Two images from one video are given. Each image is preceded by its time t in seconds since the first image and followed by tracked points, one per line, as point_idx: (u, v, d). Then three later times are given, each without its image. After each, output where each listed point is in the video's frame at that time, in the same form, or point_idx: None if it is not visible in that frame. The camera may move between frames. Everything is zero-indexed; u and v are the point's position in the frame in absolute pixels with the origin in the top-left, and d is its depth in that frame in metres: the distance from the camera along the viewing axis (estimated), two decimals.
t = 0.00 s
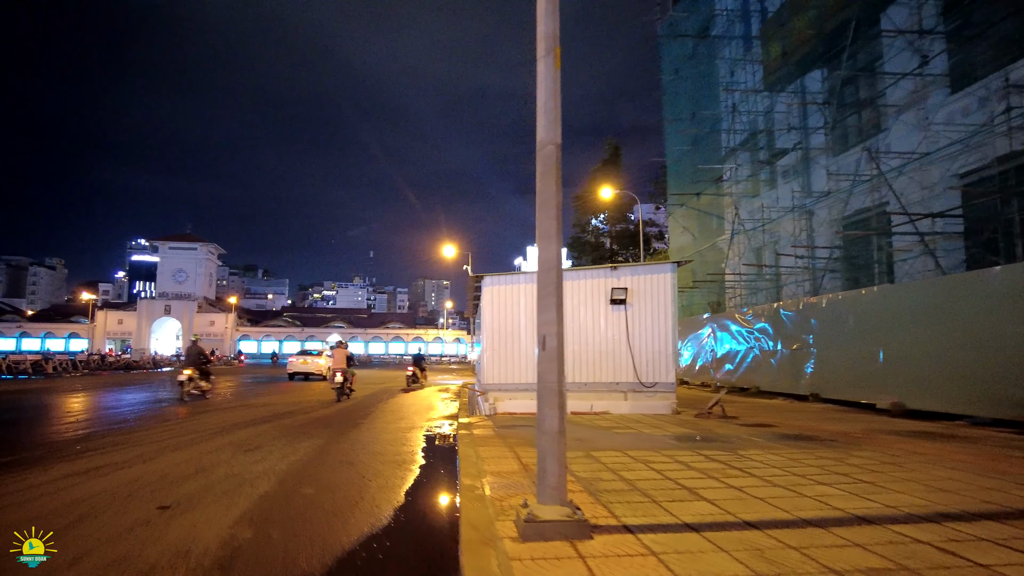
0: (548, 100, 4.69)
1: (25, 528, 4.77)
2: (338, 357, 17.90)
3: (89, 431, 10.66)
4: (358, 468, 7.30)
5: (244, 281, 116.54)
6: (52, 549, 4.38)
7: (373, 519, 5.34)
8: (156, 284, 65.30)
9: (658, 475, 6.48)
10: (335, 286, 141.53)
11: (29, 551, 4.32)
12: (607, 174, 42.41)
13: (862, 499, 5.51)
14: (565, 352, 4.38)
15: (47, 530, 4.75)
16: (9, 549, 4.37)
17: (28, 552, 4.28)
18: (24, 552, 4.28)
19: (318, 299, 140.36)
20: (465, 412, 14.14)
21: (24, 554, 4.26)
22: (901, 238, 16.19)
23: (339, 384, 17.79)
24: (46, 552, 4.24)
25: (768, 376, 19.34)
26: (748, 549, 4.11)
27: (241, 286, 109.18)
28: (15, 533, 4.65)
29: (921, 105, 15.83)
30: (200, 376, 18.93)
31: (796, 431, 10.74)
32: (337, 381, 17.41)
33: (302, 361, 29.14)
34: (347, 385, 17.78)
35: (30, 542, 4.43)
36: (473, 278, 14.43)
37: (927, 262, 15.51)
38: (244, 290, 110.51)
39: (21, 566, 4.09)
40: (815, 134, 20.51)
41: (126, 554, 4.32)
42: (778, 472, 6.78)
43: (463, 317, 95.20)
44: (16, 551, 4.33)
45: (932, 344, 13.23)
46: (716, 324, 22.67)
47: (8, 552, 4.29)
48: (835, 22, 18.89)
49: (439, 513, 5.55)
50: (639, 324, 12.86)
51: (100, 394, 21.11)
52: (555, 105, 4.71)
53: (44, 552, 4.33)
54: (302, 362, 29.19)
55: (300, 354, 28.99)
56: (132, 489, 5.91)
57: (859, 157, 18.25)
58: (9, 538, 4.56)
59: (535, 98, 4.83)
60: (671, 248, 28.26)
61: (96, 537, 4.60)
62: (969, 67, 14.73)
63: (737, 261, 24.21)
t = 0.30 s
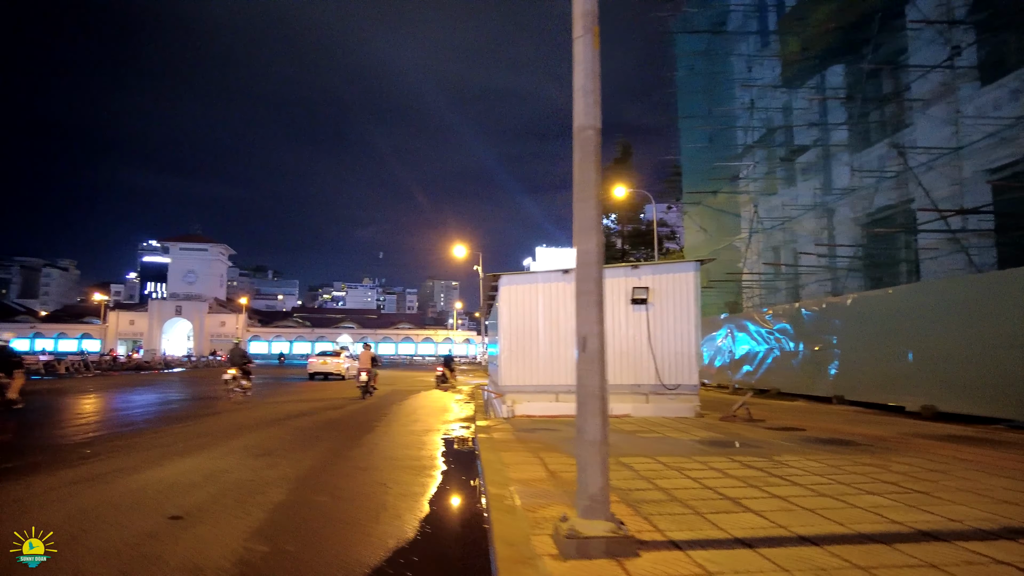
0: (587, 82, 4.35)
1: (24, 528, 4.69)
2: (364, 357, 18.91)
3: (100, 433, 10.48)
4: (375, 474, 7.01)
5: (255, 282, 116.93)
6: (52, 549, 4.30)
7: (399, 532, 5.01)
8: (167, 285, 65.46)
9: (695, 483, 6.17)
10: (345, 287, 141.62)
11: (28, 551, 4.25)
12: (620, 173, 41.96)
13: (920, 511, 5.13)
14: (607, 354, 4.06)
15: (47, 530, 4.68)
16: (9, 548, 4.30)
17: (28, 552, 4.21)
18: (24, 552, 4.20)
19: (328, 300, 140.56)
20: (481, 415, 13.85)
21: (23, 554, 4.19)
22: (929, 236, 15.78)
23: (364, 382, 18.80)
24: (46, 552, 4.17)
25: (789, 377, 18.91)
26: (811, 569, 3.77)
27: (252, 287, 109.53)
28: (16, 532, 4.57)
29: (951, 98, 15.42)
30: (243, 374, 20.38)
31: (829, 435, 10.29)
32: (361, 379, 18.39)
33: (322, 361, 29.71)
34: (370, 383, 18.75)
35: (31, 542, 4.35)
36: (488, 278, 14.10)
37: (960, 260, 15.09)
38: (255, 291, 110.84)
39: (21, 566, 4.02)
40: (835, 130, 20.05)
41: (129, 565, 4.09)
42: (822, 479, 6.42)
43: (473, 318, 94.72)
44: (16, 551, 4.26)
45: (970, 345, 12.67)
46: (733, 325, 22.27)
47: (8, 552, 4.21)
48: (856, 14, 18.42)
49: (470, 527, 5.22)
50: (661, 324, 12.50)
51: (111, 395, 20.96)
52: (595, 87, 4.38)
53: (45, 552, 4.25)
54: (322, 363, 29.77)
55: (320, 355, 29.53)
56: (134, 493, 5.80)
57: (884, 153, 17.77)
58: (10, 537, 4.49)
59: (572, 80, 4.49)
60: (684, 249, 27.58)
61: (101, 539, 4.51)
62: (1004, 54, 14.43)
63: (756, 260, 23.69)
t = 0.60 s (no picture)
0: (638, 67, 4.05)
1: (24, 530, 4.69)
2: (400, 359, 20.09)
3: (130, 434, 10.49)
4: (408, 480, 6.83)
5: (281, 283, 118.29)
6: (51, 549, 4.30)
7: (437, 543, 4.77)
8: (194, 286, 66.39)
9: (746, 493, 5.88)
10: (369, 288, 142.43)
11: (28, 551, 4.25)
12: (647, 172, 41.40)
13: (996, 526, 4.73)
14: (660, 356, 3.79)
15: (46, 531, 4.66)
16: (9, 549, 4.31)
17: (28, 552, 4.21)
18: (24, 552, 4.20)
19: (352, 301, 141.63)
20: (510, 417, 13.65)
21: (23, 554, 4.19)
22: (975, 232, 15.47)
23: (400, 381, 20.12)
24: (45, 552, 4.16)
25: (823, 379, 18.34)
26: None
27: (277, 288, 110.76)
28: (16, 534, 4.59)
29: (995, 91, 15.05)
30: (294, 373, 22.04)
31: (876, 440, 9.83)
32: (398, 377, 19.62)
33: (356, 361, 30.67)
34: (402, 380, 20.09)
35: (31, 542, 4.36)
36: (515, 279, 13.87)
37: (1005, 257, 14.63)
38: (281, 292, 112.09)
39: (20, 566, 4.01)
40: (870, 125, 19.43)
41: None
42: (880, 489, 6.06)
43: (496, 318, 94.52)
44: (17, 551, 4.27)
45: (1005, 346, 12.40)
46: (765, 326, 21.73)
47: (8, 552, 4.22)
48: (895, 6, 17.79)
49: (511, 537, 4.97)
50: (695, 325, 12.12)
51: (141, 395, 21.16)
52: (646, 72, 4.09)
53: (44, 552, 4.25)
54: (356, 362, 30.74)
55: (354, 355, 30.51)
56: (142, 495, 5.79)
57: (923, 147, 17.17)
58: (11, 540, 4.48)
59: (622, 65, 4.20)
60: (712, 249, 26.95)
61: (99, 541, 4.49)
62: None
63: (788, 259, 23.16)
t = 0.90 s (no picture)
0: (681, 52, 3.85)
1: (24, 530, 4.76)
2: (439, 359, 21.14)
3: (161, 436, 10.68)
4: (440, 484, 6.69)
5: (314, 286, 120.06)
6: (51, 549, 4.36)
7: (470, 552, 4.60)
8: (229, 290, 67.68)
9: (793, 501, 5.59)
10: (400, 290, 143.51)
11: (28, 551, 4.31)
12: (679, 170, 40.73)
13: None
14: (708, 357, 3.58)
15: (47, 532, 4.72)
16: (10, 549, 4.38)
17: (28, 552, 4.27)
18: (24, 552, 4.27)
19: (383, 303, 142.92)
20: (542, 419, 13.45)
21: (23, 554, 4.25)
22: None
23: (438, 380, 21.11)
24: (44, 552, 4.21)
25: (864, 381, 17.72)
26: None
27: (310, 291, 112.44)
28: (16, 534, 4.66)
29: None
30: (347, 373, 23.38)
31: (926, 445, 9.37)
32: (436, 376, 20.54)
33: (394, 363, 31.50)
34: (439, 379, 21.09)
35: (31, 542, 4.42)
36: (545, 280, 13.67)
37: None
38: (314, 295, 113.74)
39: (20, 566, 4.07)
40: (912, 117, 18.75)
41: None
42: (937, 497, 5.71)
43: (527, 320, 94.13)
44: (16, 551, 4.34)
45: None
46: (802, 327, 21.09)
47: (8, 552, 4.29)
48: None
49: (547, 545, 4.78)
50: (733, 325, 11.77)
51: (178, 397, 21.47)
52: (689, 57, 3.89)
53: (44, 552, 4.31)
54: (394, 364, 31.55)
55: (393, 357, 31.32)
56: (154, 496, 5.85)
57: (971, 139, 16.65)
58: (11, 540, 4.54)
59: (662, 52, 4.01)
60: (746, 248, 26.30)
61: (99, 541, 4.54)
62: None
63: (825, 257, 22.42)
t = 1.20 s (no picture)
0: (713, 34, 3.67)
1: (26, 530, 4.83)
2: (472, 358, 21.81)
3: (187, 437, 10.85)
4: (466, 487, 6.58)
5: (341, 288, 121.37)
6: (52, 549, 4.41)
7: (496, 558, 4.45)
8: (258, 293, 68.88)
9: (834, 506, 5.34)
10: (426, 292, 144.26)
11: (29, 551, 4.37)
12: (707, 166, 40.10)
13: None
14: (747, 355, 3.37)
15: (48, 532, 4.78)
16: (10, 549, 4.43)
17: (28, 552, 4.32)
18: (24, 552, 4.32)
19: (409, 305, 143.82)
20: (568, 421, 13.30)
21: (23, 554, 4.31)
22: None
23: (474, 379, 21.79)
24: (44, 553, 4.26)
25: (900, 381, 17.20)
26: None
27: (337, 293, 113.69)
28: (17, 533, 4.73)
29: None
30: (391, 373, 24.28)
31: (971, 447, 8.96)
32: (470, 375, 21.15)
33: (427, 364, 31.95)
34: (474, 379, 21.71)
35: (32, 542, 4.48)
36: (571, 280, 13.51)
37: None
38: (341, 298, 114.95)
39: (20, 565, 4.12)
40: (949, 107, 18.13)
41: None
42: (988, 504, 5.40)
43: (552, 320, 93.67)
44: (17, 551, 4.39)
45: None
46: (835, 326, 20.58)
47: (9, 552, 4.34)
48: None
49: (576, 551, 4.61)
50: (764, 323, 11.46)
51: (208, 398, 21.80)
52: (721, 38, 3.70)
53: (44, 552, 4.37)
54: (427, 365, 31.96)
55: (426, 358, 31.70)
56: (164, 497, 5.89)
57: (1014, 128, 16.05)
58: (11, 540, 4.60)
59: (693, 35, 3.83)
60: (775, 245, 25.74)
61: (101, 542, 4.56)
62: None
63: (858, 254, 21.77)
